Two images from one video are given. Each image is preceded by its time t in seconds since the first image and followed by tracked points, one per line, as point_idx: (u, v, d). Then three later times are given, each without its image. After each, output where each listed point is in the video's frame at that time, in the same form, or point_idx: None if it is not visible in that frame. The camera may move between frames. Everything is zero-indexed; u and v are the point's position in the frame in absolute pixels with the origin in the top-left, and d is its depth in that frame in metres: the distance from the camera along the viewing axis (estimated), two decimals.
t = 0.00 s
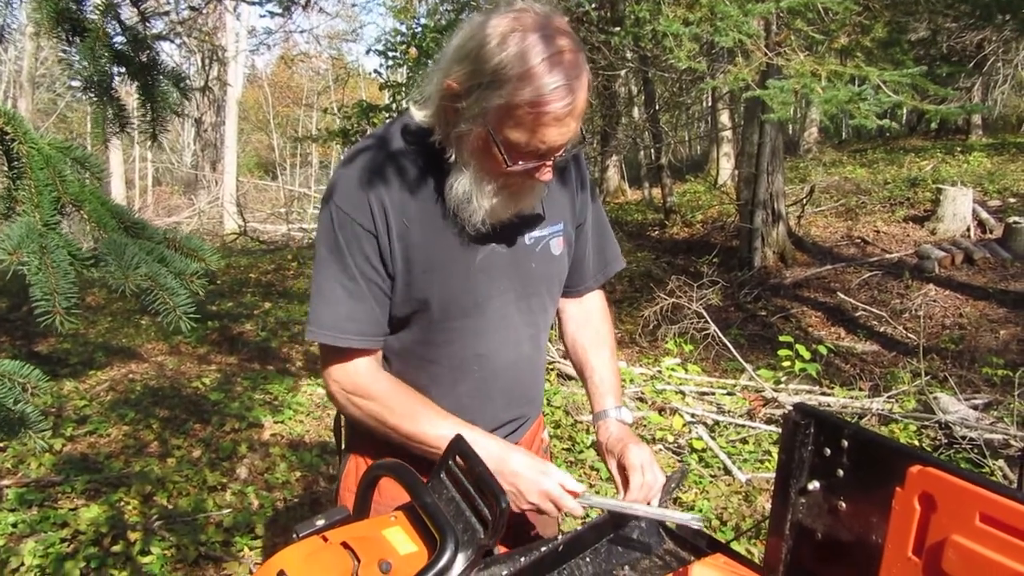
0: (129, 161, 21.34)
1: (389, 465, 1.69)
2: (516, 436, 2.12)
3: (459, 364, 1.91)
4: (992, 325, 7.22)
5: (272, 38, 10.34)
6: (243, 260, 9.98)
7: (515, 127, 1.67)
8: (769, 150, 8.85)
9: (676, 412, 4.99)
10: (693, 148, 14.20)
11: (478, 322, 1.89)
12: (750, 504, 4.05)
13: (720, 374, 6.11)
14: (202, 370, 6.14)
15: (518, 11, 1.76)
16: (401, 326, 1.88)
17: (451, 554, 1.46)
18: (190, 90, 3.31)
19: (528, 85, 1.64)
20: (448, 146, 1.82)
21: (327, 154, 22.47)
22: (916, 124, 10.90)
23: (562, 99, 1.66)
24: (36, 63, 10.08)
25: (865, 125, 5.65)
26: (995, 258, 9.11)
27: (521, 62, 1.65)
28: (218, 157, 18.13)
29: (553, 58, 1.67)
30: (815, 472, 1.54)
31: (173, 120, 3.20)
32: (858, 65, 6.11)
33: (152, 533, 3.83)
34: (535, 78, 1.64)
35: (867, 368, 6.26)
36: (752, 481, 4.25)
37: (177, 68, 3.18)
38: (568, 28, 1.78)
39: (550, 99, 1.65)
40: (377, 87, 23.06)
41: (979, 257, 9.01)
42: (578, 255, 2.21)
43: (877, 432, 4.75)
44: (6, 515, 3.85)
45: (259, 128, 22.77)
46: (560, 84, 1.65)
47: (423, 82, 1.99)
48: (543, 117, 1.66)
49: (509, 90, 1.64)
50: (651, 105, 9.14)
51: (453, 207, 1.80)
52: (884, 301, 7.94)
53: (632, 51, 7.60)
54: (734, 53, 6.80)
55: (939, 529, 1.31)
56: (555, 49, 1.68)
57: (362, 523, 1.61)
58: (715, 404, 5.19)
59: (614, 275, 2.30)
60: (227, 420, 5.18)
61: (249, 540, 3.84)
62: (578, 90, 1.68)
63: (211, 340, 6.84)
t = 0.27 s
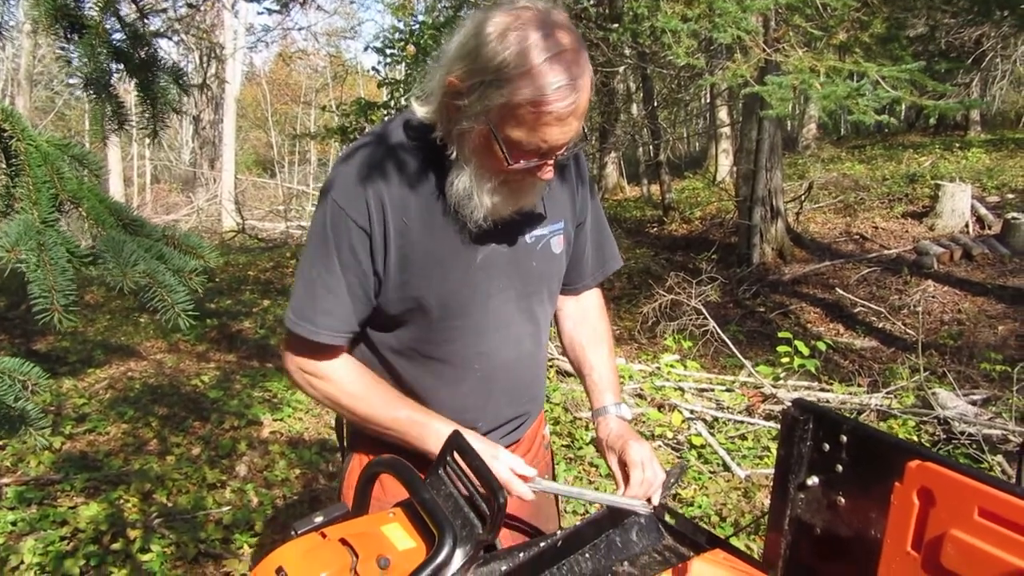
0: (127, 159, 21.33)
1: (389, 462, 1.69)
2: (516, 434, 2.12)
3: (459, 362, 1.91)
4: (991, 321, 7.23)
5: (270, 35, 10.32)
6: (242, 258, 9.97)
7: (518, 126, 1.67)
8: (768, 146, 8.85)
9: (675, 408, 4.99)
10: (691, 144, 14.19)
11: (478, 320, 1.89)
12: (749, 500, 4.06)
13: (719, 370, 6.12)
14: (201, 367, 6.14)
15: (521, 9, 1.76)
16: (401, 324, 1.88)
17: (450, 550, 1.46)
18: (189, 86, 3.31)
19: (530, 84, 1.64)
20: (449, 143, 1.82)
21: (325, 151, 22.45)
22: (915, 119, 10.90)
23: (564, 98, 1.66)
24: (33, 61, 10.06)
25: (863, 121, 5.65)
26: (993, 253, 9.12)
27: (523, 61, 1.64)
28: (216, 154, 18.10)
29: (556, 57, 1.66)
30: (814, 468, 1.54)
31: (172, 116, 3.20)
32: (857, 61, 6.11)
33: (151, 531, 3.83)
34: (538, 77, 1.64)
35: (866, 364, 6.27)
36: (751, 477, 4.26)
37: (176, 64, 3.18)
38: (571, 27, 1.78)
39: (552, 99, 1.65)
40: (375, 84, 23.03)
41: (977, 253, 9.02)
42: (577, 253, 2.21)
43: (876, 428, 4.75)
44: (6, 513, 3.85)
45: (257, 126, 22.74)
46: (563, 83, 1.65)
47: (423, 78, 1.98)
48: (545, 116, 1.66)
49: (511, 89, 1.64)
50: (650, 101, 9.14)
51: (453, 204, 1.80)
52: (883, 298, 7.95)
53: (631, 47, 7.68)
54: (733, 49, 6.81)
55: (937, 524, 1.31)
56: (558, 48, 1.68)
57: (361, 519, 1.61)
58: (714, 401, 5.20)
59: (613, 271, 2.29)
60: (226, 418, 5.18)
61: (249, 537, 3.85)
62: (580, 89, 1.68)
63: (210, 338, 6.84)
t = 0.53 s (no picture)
0: (125, 158, 21.29)
1: (388, 459, 1.69)
2: (515, 430, 2.12)
3: (458, 360, 1.91)
4: (990, 314, 7.23)
5: (267, 33, 10.31)
6: (240, 256, 9.97)
7: (512, 125, 1.66)
8: (766, 141, 8.85)
9: (675, 404, 4.99)
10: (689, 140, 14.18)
11: (476, 317, 1.89)
12: (749, 495, 4.07)
13: (718, 366, 6.12)
14: (201, 366, 6.14)
15: (515, 7, 1.75)
16: (399, 322, 1.88)
17: (451, 547, 1.46)
18: (185, 85, 3.30)
19: (524, 84, 1.64)
20: (444, 141, 1.81)
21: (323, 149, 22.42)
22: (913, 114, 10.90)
23: (559, 97, 1.65)
24: (30, 60, 10.04)
25: (861, 115, 5.65)
26: (992, 247, 9.12)
27: (517, 60, 1.64)
28: (213, 153, 18.07)
29: (551, 56, 1.66)
30: (812, 462, 1.54)
31: (167, 115, 3.19)
32: (854, 55, 6.11)
33: (152, 529, 3.84)
34: (533, 77, 1.64)
35: (865, 358, 6.27)
36: (751, 472, 4.26)
37: (171, 63, 3.17)
38: (566, 25, 1.77)
39: (546, 98, 1.65)
40: (372, 82, 23.02)
41: (976, 247, 9.02)
42: (575, 249, 2.21)
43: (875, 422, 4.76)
44: (6, 513, 3.85)
45: (255, 124, 22.71)
46: (557, 83, 1.65)
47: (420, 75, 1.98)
48: (539, 117, 1.66)
49: (506, 88, 1.64)
50: (648, 97, 9.14)
51: (450, 202, 1.80)
52: (882, 292, 7.95)
53: (629, 43, 7.71)
54: (731, 44, 6.81)
55: (936, 517, 1.31)
56: (553, 47, 1.68)
57: (361, 517, 1.61)
58: (713, 396, 5.20)
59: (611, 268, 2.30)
60: (226, 416, 5.19)
61: (249, 535, 3.85)
62: (574, 88, 1.67)
63: (209, 336, 6.84)
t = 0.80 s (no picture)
0: (116, 153, 21.17)
1: (380, 454, 1.69)
2: (508, 426, 2.12)
3: (452, 355, 1.91)
4: (980, 310, 7.27)
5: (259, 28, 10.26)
6: (232, 252, 9.93)
7: (509, 118, 1.66)
8: (759, 137, 8.86)
9: (667, 399, 5.00)
10: (682, 136, 14.19)
11: (470, 313, 1.89)
12: (741, 490, 4.09)
13: (710, 361, 6.14)
14: (193, 362, 6.12)
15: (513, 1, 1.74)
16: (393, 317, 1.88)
17: (441, 541, 1.46)
18: (174, 80, 3.28)
19: (522, 78, 1.64)
20: (439, 134, 1.80)
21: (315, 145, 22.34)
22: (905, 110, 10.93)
23: (555, 91, 1.65)
24: (20, 55, 9.98)
25: (853, 112, 5.67)
26: (983, 243, 9.16)
27: (515, 54, 1.64)
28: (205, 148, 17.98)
29: (548, 50, 1.66)
30: (803, 457, 1.55)
31: (156, 110, 3.18)
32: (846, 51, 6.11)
33: (143, 525, 3.83)
34: (531, 71, 1.64)
35: (856, 354, 6.29)
36: (742, 467, 4.28)
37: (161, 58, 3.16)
38: (563, 19, 1.77)
39: (543, 92, 1.64)
40: (365, 77, 22.96)
41: (967, 242, 9.06)
42: (568, 244, 2.21)
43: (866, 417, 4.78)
44: None
45: (247, 119, 22.60)
46: (555, 77, 1.64)
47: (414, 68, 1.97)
48: (537, 110, 1.66)
49: (503, 82, 1.64)
50: (641, 92, 9.14)
51: (443, 196, 1.79)
52: (873, 287, 7.98)
53: (621, 39, 7.65)
54: (723, 40, 6.82)
55: (925, 511, 1.32)
56: (550, 40, 1.68)
57: (351, 512, 1.61)
58: (705, 391, 5.22)
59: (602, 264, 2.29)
60: (218, 412, 5.17)
61: (241, 531, 3.85)
62: (572, 82, 1.67)
63: (201, 332, 6.82)
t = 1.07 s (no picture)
0: (111, 145, 21.09)
1: (378, 445, 1.69)
2: (505, 415, 2.12)
3: (451, 344, 1.91)
4: (976, 298, 7.28)
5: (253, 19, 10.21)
6: (228, 244, 9.91)
7: (508, 109, 1.65)
8: (755, 126, 8.85)
9: (664, 388, 5.01)
10: (679, 125, 14.17)
11: (469, 302, 1.89)
12: (738, 478, 4.10)
13: (707, 350, 6.15)
14: (190, 354, 6.12)
15: None
16: (391, 308, 1.87)
17: (442, 533, 1.47)
18: (171, 69, 3.27)
19: (520, 68, 1.62)
20: (437, 124, 1.80)
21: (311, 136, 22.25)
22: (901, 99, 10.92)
23: (554, 82, 1.64)
24: (13, 46, 9.90)
25: (849, 100, 5.66)
26: (979, 231, 9.17)
27: (513, 45, 1.63)
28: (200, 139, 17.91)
29: (546, 39, 1.65)
30: (800, 445, 1.56)
31: (153, 99, 3.17)
32: (843, 39, 6.10)
33: (142, 517, 3.84)
34: (529, 61, 1.62)
35: (853, 342, 6.31)
36: (740, 455, 4.30)
37: (157, 46, 3.14)
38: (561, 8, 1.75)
39: (542, 82, 1.63)
40: (360, 67, 22.89)
41: (963, 230, 9.07)
42: (564, 235, 2.21)
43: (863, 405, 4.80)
44: None
45: (242, 110, 22.50)
46: (553, 68, 1.63)
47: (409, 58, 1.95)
48: (535, 101, 1.65)
49: (501, 73, 1.63)
50: (637, 82, 9.12)
51: (441, 184, 1.79)
52: (870, 276, 7.99)
53: (618, 27, 7.72)
54: (719, 28, 6.81)
55: (921, 498, 1.32)
56: (548, 30, 1.66)
57: (352, 502, 1.61)
58: (702, 380, 5.23)
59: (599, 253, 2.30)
60: (216, 403, 5.18)
61: (239, 522, 3.86)
62: (570, 73, 1.66)
63: (198, 324, 6.82)
